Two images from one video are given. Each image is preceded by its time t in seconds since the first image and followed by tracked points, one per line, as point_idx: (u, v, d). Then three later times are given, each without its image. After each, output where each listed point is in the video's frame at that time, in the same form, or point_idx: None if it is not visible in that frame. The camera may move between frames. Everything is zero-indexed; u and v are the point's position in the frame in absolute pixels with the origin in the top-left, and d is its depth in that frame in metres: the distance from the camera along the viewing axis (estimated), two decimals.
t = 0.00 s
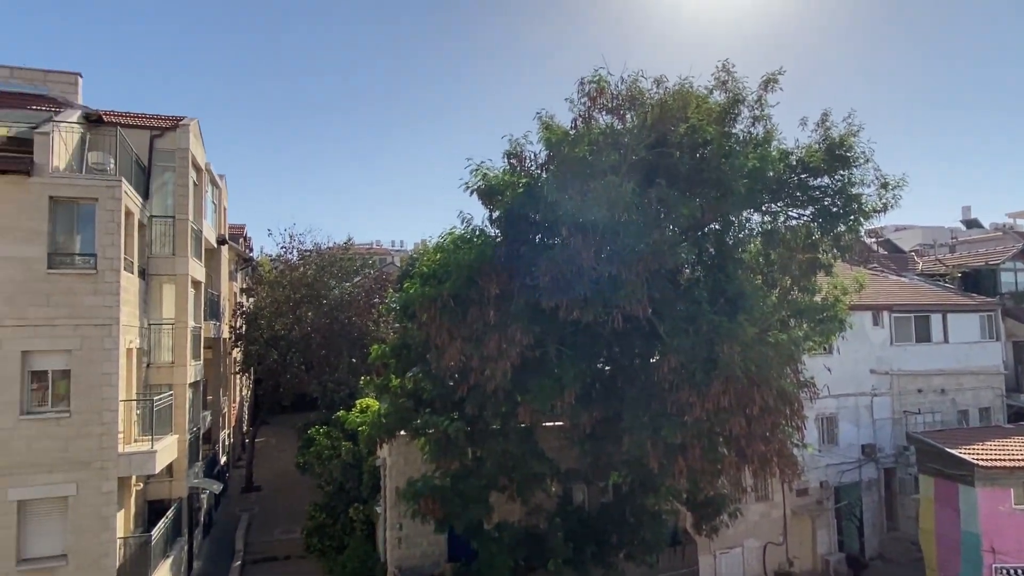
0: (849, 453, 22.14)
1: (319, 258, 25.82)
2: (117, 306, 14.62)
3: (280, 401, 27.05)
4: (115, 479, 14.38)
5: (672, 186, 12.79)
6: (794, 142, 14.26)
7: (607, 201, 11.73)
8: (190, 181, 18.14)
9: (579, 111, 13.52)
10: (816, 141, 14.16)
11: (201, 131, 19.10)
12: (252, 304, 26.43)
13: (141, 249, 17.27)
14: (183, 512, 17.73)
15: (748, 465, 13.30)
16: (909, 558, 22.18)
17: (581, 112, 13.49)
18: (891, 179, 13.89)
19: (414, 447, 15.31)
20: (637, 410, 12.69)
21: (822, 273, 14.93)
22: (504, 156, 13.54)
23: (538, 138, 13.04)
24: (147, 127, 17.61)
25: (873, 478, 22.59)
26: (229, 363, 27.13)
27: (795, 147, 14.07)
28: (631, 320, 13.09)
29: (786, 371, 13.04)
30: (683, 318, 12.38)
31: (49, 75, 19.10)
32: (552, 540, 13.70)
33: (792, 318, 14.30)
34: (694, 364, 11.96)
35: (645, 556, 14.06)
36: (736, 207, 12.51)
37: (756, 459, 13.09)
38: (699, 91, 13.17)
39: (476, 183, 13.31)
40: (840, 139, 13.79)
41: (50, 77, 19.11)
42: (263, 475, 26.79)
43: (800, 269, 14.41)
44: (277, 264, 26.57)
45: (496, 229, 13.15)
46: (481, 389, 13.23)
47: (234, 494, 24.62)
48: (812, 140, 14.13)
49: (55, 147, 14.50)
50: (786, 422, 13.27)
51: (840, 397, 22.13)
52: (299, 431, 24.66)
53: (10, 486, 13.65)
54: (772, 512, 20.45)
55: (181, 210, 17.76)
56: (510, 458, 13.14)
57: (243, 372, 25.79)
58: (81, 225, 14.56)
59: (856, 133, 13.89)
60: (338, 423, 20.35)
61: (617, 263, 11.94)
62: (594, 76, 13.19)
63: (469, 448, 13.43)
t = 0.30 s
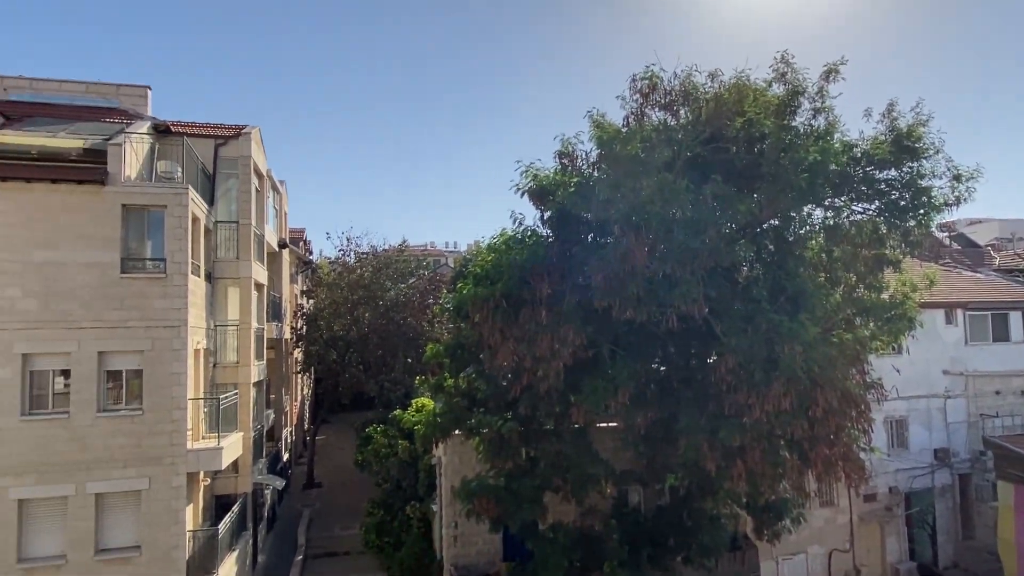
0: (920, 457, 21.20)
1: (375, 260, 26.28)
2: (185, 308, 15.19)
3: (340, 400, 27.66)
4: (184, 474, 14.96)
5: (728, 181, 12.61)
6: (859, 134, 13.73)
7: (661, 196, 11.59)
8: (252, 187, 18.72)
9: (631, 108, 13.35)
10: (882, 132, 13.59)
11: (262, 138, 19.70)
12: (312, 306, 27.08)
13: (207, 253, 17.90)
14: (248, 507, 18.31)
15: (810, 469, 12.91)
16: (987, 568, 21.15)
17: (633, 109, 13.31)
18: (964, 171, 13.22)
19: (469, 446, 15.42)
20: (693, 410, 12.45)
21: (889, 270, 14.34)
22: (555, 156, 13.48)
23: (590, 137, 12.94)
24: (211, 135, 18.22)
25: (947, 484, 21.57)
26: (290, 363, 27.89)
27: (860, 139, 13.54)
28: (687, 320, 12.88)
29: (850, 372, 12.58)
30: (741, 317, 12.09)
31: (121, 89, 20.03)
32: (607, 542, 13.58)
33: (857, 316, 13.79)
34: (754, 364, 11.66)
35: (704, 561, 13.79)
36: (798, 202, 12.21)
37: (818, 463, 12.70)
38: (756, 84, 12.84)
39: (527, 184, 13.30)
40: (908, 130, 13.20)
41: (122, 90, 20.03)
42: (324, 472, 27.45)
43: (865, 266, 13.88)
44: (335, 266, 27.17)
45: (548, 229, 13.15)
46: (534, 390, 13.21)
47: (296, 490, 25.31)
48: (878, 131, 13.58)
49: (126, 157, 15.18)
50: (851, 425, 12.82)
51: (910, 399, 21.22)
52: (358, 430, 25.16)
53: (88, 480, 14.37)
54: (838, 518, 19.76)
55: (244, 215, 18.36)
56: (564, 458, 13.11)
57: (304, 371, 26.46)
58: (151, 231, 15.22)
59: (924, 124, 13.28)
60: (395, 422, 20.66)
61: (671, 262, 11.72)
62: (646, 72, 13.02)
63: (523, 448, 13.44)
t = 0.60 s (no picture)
0: (1008, 462, 20.01)
1: (436, 260, 26.66)
2: (256, 309, 15.72)
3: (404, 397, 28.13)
4: (257, 468, 15.50)
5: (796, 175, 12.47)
6: (938, 122, 13.04)
7: (724, 189, 11.32)
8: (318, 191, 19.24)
9: (693, 101, 13.05)
10: (964, 119, 12.89)
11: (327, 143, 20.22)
12: (376, 305, 27.61)
13: (277, 255, 18.50)
14: (316, 501, 18.82)
15: (886, 473, 12.38)
16: None
17: (695, 102, 13.01)
18: None
19: (529, 445, 15.42)
20: (761, 411, 12.10)
21: (971, 264, 13.59)
22: (615, 152, 13.30)
23: (650, 133, 12.73)
24: (280, 142, 18.94)
25: None
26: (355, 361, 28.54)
27: (939, 126, 12.86)
28: (753, 319, 12.55)
29: (931, 372, 11.92)
30: (811, 314, 11.58)
31: (195, 100, 20.91)
32: (672, 544, 13.35)
33: (937, 313, 13.12)
34: (825, 363, 11.25)
35: (773, 566, 13.37)
36: (872, 193, 11.92)
37: (895, 467, 12.16)
38: (826, 72, 12.36)
39: (585, 182, 13.21)
40: (993, 116, 12.42)
41: (196, 101, 20.90)
42: (389, 468, 27.97)
43: (946, 260, 13.15)
44: (398, 266, 27.65)
45: (607, 227, 13.04)
46: (595, 389, 13.08)
47: (362, 485, 25.87)
48: (959, 118, 12.87)
49: (199, 164, 15.80)
50: (930, 428, 12.20)
51: (996, 401, 20.05)
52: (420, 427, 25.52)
53: (168, 473, 15.07)
54: (917, 524, 18.86)
55: (311, 218, 18.90)
56: (626, 458, 12.94)
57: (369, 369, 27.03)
58: (225, 234, 15.86)
59: (1011, 109, 12.48)
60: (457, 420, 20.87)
61: (736, 258, 11.40)
62: (708, 64, 12.70)
63: (584, 447, 13.34)
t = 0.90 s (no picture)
0: None
1: (500, 257, 26.78)
2: (327, 308, 16.14)
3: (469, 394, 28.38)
4: (329, 461, 15.92)
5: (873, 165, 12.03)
6: None
7: (796, 181, 10.94)
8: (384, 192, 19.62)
9: (762, 90, 12.63)
10: None
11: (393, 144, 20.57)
12: (441, 303, 27.93)
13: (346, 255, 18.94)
14: (386, 495, 19.21)
15: (975, 478, 11.69)
16: None
17: (764, 92, 12.59)
18: None
19: (594, 443, 15.29)
20: (838, 411, 11.59)
21: None
22: (680, 145, 13.02)
23: (717, 125, 12.41)
24: (347, 145, 19.24)
25: None
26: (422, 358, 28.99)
27: None
28: (830, 316, 12.01)
29: None
30: (890, 311, 11.19)
31: (268, 106, 21.64)
32: (743, 548, 12.97)
33: None
34: (907, 362, 10.70)
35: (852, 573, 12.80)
36: (957, 181, 11.18)
37: (985, 471, 11.47)
38: (906, 56, 11.80)
39: (650, 177, 13.05)
40: None
41: (269, 108, 21.63)
42: (456, 463, 28.28)
43: None
44: (462, 264, 27.90)
45: (672, 223, 12.77)
46: (660, 387, 12.94)
47: (430, 480, 26.23)
48: None
49: (274, 169, 16.35)
50: None
51: None
52: (486, 423, 25.67)
53: (247, 464, 15.68)
54: (1012, 533, 17.73)
55: (379, 218, 19.28)
56: (694, 458, 12.64)
57: (435, 366, 27.38)
58: (297, 235, 16.35)
59: None
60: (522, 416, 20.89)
61: (809, 253, 10.96)
62: (778, 52, 12.28)
63: (650, 447, 13.13)
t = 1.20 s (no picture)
0: None
1: (564, 254, 26.64)
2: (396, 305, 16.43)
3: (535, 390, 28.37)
4: (398, 455, 16.22)
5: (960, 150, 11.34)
6: None
7: (875, 171, 10.52)
8: (450, 190, 19.84)
9: (838, 75, 12.13)
10: None
11: (458, 143, 20.74)
12: (506, 299, 28.00)
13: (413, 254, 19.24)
14: (453, 489, 19.43)
15: None
16: None
17: (841, 76, 12.08)
18: None
19: (662, 441, 15.02)
20: (923, 411, 10.98)
21: None
22: (750, 135, 12.66)
23: (790, 112, 11.97)
24: (413, 145, 19.52)
25: None
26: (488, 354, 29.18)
27: None
28: (912, 309, 11.43)
29: None
30: (981, 305, 10.49)
31: (338, 109, 22.18)
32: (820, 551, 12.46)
33: None
34: (999, 360, 10.06)
35: None
36: None
37: None
38: (996, 32, 11.07)
39: (719, 168, 12.70)
40: None
41: (339, 111, 22.16)
42: (523, 459, 28.36)
43: None
44: (527, 261, 27.90)
45: (743, 215, 12.39)
46: (731, 384, 12.60)
47: (497, 475, 26.40)
48: None
49: (344, 172, 16.75)
50: None
51: None
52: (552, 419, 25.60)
53: (321, 456, 16.14)
54: None
55: (445, 216, 19.48)
56: (768, 457, 12.23)
57: (501, 362, 27.50)
58: (367, 234, 16.74)
59: None
60: (587, 413, 20.72)
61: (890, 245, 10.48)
62: (855, 34, 11.72)
63: (720, 445, 12.86)
